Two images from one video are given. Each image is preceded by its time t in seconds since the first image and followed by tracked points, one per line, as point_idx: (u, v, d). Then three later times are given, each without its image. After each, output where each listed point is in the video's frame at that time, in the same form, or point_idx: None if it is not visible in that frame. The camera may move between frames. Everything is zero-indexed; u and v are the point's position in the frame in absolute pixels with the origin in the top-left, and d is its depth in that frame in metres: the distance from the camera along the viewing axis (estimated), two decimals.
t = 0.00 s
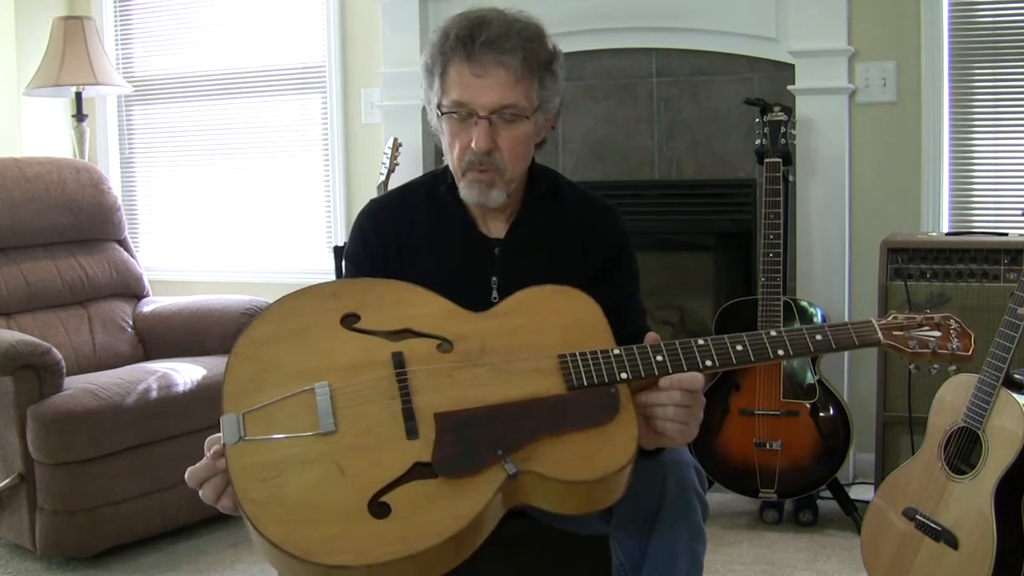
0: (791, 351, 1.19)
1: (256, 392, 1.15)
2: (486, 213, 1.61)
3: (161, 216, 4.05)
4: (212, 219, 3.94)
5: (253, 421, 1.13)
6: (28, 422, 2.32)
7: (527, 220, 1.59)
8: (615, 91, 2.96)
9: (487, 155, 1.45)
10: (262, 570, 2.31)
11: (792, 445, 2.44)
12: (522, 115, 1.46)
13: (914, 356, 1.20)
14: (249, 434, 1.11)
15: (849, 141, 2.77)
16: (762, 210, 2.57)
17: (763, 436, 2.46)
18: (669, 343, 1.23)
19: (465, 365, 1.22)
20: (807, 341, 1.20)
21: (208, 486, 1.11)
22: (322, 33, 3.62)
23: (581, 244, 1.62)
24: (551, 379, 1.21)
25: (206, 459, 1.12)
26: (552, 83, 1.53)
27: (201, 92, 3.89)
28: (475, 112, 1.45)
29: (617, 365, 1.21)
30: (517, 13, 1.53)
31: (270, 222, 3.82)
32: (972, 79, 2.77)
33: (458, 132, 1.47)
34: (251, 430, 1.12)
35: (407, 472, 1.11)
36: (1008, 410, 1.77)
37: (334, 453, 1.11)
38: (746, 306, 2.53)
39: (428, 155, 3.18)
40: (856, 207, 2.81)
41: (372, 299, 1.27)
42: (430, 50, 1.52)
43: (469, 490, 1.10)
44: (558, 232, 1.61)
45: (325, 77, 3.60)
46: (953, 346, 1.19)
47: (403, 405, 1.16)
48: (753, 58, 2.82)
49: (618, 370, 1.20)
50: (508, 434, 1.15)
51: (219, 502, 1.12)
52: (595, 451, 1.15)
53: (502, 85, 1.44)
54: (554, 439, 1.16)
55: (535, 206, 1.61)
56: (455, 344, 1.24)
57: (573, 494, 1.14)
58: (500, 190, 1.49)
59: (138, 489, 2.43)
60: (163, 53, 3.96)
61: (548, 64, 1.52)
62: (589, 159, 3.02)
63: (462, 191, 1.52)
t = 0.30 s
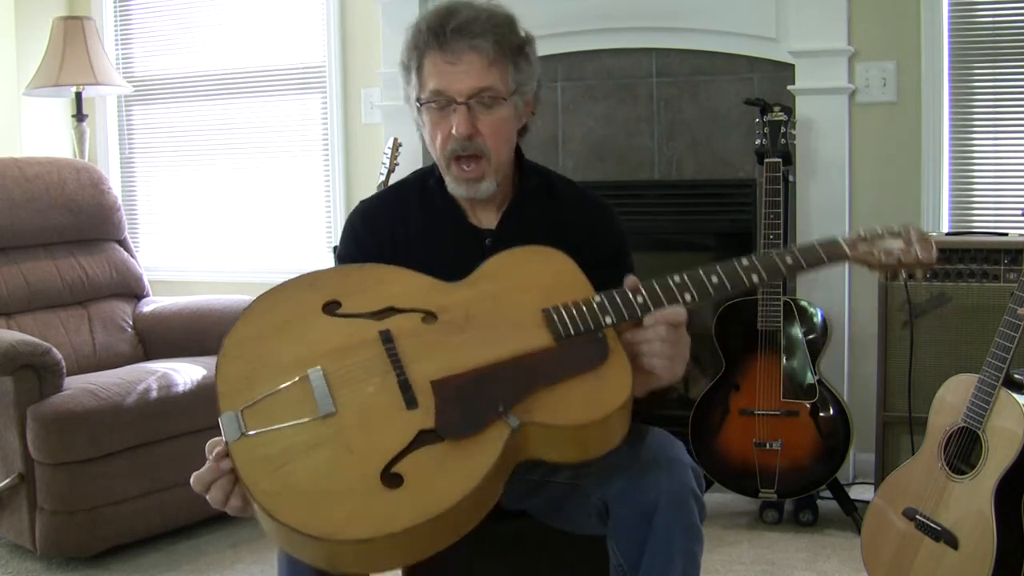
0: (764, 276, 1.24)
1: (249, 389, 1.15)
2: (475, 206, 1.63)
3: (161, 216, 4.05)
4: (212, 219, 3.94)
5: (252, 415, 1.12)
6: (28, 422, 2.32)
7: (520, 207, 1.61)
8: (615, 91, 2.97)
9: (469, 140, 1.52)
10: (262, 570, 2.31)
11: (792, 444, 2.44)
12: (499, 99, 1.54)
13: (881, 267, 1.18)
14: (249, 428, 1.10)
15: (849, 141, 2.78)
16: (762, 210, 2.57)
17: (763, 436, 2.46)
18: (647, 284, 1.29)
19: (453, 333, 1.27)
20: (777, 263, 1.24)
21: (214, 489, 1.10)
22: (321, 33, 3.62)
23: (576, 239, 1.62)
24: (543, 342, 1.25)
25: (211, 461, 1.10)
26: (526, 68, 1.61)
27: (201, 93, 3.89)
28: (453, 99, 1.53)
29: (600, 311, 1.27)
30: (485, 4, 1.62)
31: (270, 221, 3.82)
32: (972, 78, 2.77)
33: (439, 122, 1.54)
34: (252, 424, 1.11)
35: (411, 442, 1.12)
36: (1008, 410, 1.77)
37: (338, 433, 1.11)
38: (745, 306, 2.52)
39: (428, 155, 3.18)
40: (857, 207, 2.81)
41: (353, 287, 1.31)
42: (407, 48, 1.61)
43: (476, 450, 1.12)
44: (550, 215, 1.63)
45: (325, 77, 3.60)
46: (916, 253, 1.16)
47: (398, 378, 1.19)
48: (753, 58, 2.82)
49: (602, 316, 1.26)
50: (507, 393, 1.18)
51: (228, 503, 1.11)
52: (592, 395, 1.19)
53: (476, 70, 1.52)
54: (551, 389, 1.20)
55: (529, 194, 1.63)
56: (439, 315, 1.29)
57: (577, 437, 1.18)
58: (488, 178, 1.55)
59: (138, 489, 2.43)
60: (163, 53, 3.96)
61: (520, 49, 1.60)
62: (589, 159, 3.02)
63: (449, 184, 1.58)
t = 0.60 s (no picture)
0: (706, 118, 1.33)
1: (267, 371, 1.17)
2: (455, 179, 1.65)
3: (162, 216, 4.05)
4: (212, 219, 3.94)
5: (281, 390, 1.15)
6: (28, 422, 2.32)
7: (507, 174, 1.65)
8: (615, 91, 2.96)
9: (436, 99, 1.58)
10: (262, 570, 2.31)
11: (792, 445, 2.44)
12: (456, 62, 1.62)
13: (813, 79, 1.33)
14: (283, 402, 1.13)
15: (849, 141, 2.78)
16: (762, 210, 2.57)
17: (763, 436, 2.46)
18: (605, 160, 1.37)
19: (442, 253, 1.33)
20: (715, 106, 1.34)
21: (267, 474, 1.15)
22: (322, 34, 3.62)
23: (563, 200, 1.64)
24: (527, 237, 1.31)
25: (255, 451, 1.15)
26: (479, 40, 1.70)
27: (201, 93, 3.89)
28: (413, 68, 1.61)
29: (570, 194, 1.34)
30: None
31: (270, 221, 3.82)
32: (972, 78, 2.77)
33: (405, 93, 1.61)
34: (284, 398, 1.13)
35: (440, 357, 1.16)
36: (1008, 410, 1.77)
37: (369, 371, 1.15)
38: (745, 306, 2.53)
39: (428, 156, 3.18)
40: (857, 207, 2.81)
41: (336, 257, 1.36)
42: (366, 48, 1.71)
43: (500, 341, 1.17)
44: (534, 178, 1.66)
45: (325, 77, 3.60)
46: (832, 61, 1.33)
47: (406, 308, 1.24)
48: (754, 58, 2.82)
49: (573, 196, 1.34)
50: (511, 288, 1.23)
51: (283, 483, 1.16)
52: (591, 260, 1.24)
53: (429, 39, 1.62)
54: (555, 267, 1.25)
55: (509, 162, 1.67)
56: (423, 247, 1.35)
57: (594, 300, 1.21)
58: (465, 138, 1.59)
59: (138, 489, 2.43)
60: (164, 53, 3.96)
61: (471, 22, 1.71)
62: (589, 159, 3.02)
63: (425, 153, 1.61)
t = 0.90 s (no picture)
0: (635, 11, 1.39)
1: (315, 372, 1.12)
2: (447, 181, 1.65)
3: (162, 215, 4.05)
4: (212, 219, 3.94)
5: (338, 386, 1.10)
6: (28, 422, 2.32)
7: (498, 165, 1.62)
8: (615, 91, 2.96)
9: (416, 101, 1.58)
10: (262, 570, 2.31)
11: (792, 445, 2.43)
12: (428, 61, 1.62)
13: None
14: (344, 397, 1.08)
15: (849, 141, 2.78)
16: (762, 210, 2.57)
17: (762, 436, 2.45)
18: (555, 78, 1.42)
19: (438, 211, 1.33)
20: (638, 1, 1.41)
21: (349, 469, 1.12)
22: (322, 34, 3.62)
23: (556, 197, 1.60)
24: (512, 168, 1.32)
25: (336, 456, 1.11)
26: (446, 38, 1.70)
27: (202, 93, 3.89)
28: (387, 75, 1.61)
29: (536, 116, 1.38)
30: None
31: (271, 221, 3.82)
32: (972, 77, 2.77)
33: (385, 100, 1.61)
34: (343, 392, 1.09)
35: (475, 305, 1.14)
36: (1008, 410, 1.77)
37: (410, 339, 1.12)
38: (746, 306, 2.53)
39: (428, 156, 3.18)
40: (857, 207, 2.81)
41: (347, 250, 1.32)
42: (338, 61, 1.71)
43: (525, 269, 1.16)
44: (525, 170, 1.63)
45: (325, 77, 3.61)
46: None
47: (427, 271, 1.22)
48: (754, 58, 2.82)
49: (540, 117, 1.37)
50: (518, 221, 1.23)
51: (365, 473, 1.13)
52: (579, 172, 1.26)
53: (398, 42, 1.62)
54: (550, 189, 1.26)
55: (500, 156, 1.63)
56: (421, 214, 1.34)
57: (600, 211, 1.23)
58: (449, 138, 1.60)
59: (138, 489, 2.43)
60: (164, 53, 3.96)
61: (434, 20, 1.71)
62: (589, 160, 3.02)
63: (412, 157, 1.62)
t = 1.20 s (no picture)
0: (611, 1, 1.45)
1: (316, 366, 1.12)
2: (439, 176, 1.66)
3: (162, 215, 4.05)
4: (212, 219, 3.94)
5: (341, 379, 1.09)
6: (28, 422, 2.32)
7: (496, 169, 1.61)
8: (615, 91, 2.96)
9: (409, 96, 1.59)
10: (261, 570, 2.31)
11: (792, 446, 2.43)
12: (421, 57, 1.62)
13: None
14: (348, 388, 1.08)
15: (850, 142, 2.77)
16: (762, 210, 2.57)
17: (762, 436, 2.45)
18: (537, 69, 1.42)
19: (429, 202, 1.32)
20: None
21: (347, 458, 1.13)
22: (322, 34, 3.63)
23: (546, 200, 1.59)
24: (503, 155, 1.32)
25: (335, 447, 1.13)
26: (440, 35, 1.70)
27: (202, 93, 3.89)
28: (379, 70, 1.61)
29: (522, 105, 1.37)
30: None
31: (271, 221, 3.82)
32: (972, 77, 2.77)
33: (377, 95, 1.61)
34: (345, 383, 1.09)
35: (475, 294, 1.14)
36: (1008, 411, 1.77)
37: (410, 332, 1.12)
38: (745, 306, 2.53)
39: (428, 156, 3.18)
40: (857, 207, 2.81)
41: (339, 238, 1.30)
42: (331, 57, 1.71)
43: (523, 260, 1.17)
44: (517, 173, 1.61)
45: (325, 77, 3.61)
46: None
47: (422, 262, 1.21)
48: (754, 58, 2.82)
49: (526, 107, 1.36)
50: (512, 211, 1.23)
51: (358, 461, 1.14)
52: (571, 162, 1.26)
53: (391, 38, 1.63)
54: (543, 178, 1.26)
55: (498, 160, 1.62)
56: (412, 203, 1.33)
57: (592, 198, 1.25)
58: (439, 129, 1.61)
59: (138, 489, 2.43)
60: (165, 53, 3.96)
61: (428, 19, 1.71)
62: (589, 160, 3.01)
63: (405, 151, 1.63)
